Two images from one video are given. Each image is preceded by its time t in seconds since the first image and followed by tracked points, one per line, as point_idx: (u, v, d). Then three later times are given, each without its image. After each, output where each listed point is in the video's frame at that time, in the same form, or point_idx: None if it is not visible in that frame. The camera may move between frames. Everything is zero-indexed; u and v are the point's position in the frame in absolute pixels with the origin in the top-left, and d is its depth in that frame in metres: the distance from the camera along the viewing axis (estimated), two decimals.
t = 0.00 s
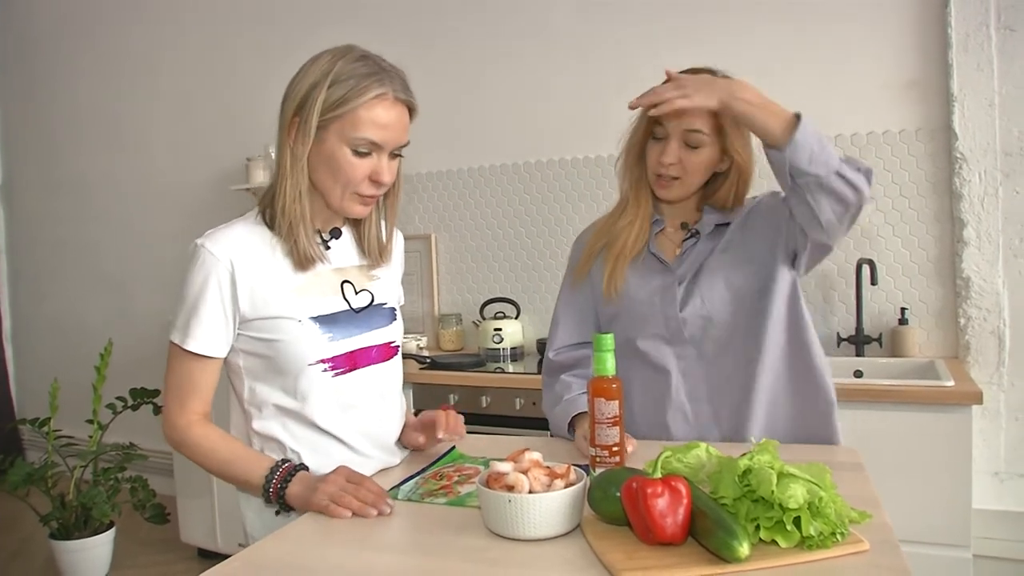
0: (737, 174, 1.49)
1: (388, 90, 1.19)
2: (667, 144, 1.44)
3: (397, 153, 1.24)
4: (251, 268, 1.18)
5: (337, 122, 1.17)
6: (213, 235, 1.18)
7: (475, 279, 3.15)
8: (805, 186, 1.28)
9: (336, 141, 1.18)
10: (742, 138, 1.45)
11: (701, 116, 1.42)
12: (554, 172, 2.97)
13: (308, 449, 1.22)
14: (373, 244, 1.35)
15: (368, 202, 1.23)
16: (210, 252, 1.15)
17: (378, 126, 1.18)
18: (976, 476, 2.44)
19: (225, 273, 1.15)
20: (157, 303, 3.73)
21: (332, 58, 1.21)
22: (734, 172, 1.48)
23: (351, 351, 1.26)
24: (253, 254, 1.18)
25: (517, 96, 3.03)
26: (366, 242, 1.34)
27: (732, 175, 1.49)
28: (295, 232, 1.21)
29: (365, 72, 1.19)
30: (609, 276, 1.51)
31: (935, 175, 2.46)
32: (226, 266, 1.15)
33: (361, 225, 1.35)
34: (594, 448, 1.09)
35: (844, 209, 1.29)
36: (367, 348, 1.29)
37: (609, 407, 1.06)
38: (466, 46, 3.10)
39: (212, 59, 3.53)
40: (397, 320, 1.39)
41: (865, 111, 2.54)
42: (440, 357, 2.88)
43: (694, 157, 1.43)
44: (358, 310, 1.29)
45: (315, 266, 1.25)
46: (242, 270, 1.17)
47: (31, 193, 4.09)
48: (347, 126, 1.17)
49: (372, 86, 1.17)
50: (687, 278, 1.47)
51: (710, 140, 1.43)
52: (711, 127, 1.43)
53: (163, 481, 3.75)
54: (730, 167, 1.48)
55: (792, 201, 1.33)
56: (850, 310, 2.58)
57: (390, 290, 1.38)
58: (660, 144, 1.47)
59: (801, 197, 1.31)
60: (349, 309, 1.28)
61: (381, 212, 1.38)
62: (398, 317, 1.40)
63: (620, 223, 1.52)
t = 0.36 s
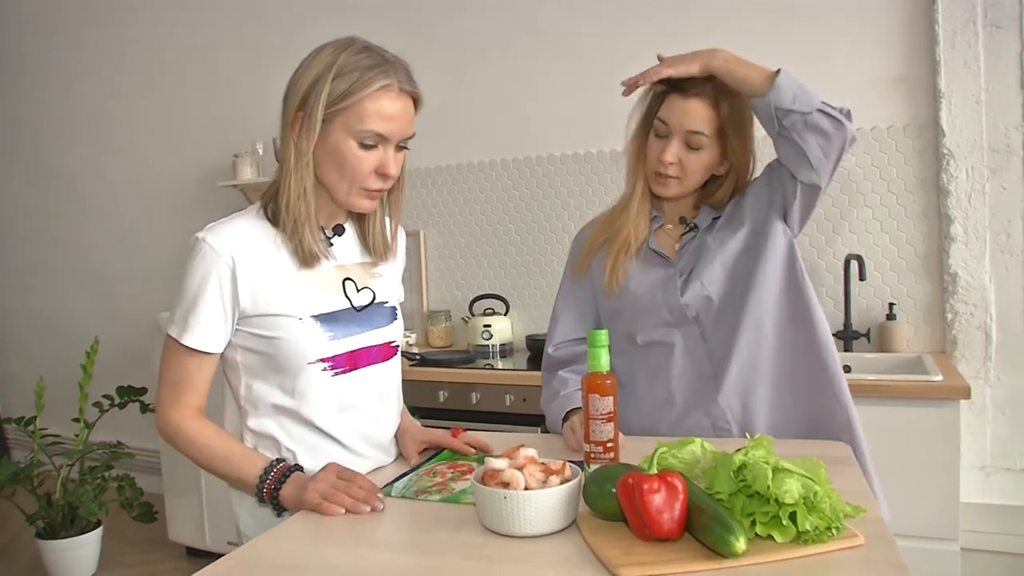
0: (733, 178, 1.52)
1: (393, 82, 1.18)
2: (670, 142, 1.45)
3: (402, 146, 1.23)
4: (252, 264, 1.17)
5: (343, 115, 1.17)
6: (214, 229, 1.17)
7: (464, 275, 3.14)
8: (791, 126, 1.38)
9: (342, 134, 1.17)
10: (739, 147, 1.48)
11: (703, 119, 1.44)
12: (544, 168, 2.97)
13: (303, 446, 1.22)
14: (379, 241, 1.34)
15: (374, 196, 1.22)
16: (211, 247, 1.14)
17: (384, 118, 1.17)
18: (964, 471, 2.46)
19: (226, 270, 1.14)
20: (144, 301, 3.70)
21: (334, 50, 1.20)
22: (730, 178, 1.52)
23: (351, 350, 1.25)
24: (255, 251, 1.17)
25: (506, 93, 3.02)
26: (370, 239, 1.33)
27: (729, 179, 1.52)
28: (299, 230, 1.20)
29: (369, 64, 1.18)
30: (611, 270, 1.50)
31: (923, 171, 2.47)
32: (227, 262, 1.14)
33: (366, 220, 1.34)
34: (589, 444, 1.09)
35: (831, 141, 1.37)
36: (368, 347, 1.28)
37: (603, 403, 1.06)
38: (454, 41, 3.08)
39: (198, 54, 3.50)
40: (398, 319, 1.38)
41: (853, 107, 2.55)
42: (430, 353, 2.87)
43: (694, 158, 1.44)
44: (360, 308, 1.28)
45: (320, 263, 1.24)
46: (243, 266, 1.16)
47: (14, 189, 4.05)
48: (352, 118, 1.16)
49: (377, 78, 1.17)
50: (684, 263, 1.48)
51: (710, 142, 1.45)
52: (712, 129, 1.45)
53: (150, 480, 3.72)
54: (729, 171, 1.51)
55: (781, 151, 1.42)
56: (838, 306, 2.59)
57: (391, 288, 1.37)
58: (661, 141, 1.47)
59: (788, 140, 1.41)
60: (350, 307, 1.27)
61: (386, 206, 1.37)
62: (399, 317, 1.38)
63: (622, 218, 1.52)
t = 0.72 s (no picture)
0: (721, 169, 1.51)
1: (400, 79, 1.18)
2: (651, 142, 1.45)
3: (409, 142, 1.23)
4: (256, 265, 1.16)
5: (351, 113, 1.16)
6: (217, 227, 1.17)
7: (456, 274, 3.13)
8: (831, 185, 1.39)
9: (351, 133, 1.16)
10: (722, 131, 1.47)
11: (679, 112, 1.44)
12: (537, 166, 2.97)
13: (302, 448, 1.21)
14: (384, 242, 1.34)
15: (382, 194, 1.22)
16: (213, 245, 1.13)
17: (393, 116, 1.16)
18: (956, 468, 2.47)
19: (230, 270, 1.14)
20: (134, 300, 3.68)
21: (340, 47, 1.18)
22: (720, 163, 1.50)
23: (354, 352, 1.25)
24: (258, 250, 1.16)
25: (499, 91, 3.02)
26: (373, 237, 1.33)
27: (719, 170, 1.51)
28: (309, 234, 1.20)
29: (375, 61, 1.17)
30: (603, 271, 1.51)
31: (915, 169, 2.48)
32: (230, 263, 1.14)
33: (369, 219, 1.33)
34: (587, 443, 1.09)
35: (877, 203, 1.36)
36: (370, 349, 1.28)
37: (601, 402, 1.06)
38: (446, 39, 3.08)
39: (189, 52, 3.48)
40: (399, 320, 1.38)
41: (845, 105, 2.56)
42: (423, 352, 2.86)
43: (679, 153, 1.44)
44: (363, 308, 1.28)
45: (327, 265, 1.24)
46: (246, 266, 1.15)
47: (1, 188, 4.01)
48: (361, 117, 1.16)
49: (385, 75, 1.16)
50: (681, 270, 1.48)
51: (691, 134, 1.44)
52: (690, 122, 1.45)
53: (141, 481, 3.70)
54: (717, 161, 1.50)
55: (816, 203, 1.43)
56: (830, 304, 2.60)
57: (393, 289, 1.36)
58: (642, 143, 1.48)
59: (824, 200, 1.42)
60: (353, 307, 1.26)
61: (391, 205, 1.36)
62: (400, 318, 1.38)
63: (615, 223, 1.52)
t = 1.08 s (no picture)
0: (699, 146, 1.50)
1: (397, 81, 1.18)
2: (626, 134, 1.44)
3: (403, 144, 1.23)
4: (249, 263, 1.15)
5: (348, 114, 1.16)
6: (210, 224, 1.16)
7: (448, 275, 3.13)
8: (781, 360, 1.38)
9: (347, 134, 1.17)
10: (691, 106, 1.47)
11: (647, 97, 1.44)
12: (528, 167, 2.97)
13: (295, 448, 1.20)
14: (373, 241, 1.33)
15: (375, 195, 1.22)
16: (206, 242, 1.13)
17: (389, 118, 1.17)
18: (945, 468, 2.49)
19: (223, 267, 1.13)
20: (124, 300, 3.66)
21: (338, 47, 1.18)
22: (697, 138, 1.50)
23: (345, 350, 1.24)
24: (250, 248, 1.16)
25: (491, 92, 3.02)
26: (365, 237, 1.32)
27: (697, 148, 1.51)
28: (301, 232, 1.20)
29: (373, 63, 1.17)
30: (586, 281, 1.53)
31: (904, 171, 2.50)
32: (223, 260, 1.13)
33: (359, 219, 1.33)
34: (581, 443, 1.08)
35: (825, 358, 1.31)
36: (361, 348, 1.27)
37: (596, 402, 1.06)
38: (438, 40, 3.07)
39: (180, 51, 3.47)
40: (391, 320, 1.37)
41: (836, 107, 2.57)
42: (415, 353, 2.86)
43: (658, 136, 1.43)
44: (354, 308, 1.27)
45: (319, 264, 1.24)
46: (239, 265, 1.14)
47: None
48: (358, 118, 1.16)
49: (383, 78, 1.16)
50: (667, 287, 1.48)
51: (665, 116, 1.44)
52: (660, 104, 1.45)
53: (130, 482, 3.68)
54: (694, 139, 1.50)
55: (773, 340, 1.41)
56: (820, 305, 2.61)
57: (384, 289, 1.36)
58: (617, 138, 1.46)
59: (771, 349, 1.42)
60: (345, 306, 1.26)
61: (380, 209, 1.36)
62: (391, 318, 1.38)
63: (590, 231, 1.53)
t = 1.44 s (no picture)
0: (686, 146, 1.50)
1: (391, 88, 1.18)
2: (613, 137, 1.43)
3: (392, 149, 1.23)
4: (237, 264, 1.15)
5: (341, 119, 1.15)
6: (196, 226, 1.15)
7: (441, 276, 3.13)
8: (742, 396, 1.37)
9: (339, 138, 1.16)
10: (676, 105, 1.47)
11: (633, 99, 1.44)
12: (521, 168, 2.97)
13: (287, 449, 1.20)
14: (357, 240, 1.33)
15: (362, 198, 1.23)
16: (194, 244, 1.12)
17: (382, 124, 1.17)
18: (936, 468, 2.50)
19: (211, 269, 1.12)
20: (115, 301, 3.64)
21: (334, 50, 1.17)
22: (684, 138, 1.49)
23: (336, 349, 1.24)
24: (238, 248, 1.15)
25: (485, 93, 3.01)
26: (350, 236, 1.32)
27: (684, 149, 1.50)
28: (290, 233, 1.19)
29: (368, 69, 1.17)
30: (566, 290, 1.54)
31: (896, 173, 2.51)
32: (211, 260, 1.12)
33: (344, 220, 1.33)
34: (577, 444, 1.09)
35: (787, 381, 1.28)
36: (352, 347, 1.27)
37: (592, 403, 1.06)
38: (431, 40, 3.07)
39: (171, 50, 3.45)
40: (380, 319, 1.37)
41: (828, 109, 2.58)
42: (408, 354, 2.86)
43: (645, 139, 1.43)
44: (343, 308, 1.28)
45: (308, 265, 1.23)
46: (228, 265, 1.14)
47: None
48: (351, 123, 1.15)
49: (377, 85, 1.16)
50: (647, 290, 1.49)
51: (651, 118, 1.44)
52: (647, 106, 1.45)
53: (120, 484, 3.65)
54: (680, 140, 1.49)
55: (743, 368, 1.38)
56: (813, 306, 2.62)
57: (372, 288, 1.36)
58: (604, 142, 1.46)
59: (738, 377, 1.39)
60: (334, 306, 1.26)
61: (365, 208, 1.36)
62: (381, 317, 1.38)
63: (572, 237, 1.55)
